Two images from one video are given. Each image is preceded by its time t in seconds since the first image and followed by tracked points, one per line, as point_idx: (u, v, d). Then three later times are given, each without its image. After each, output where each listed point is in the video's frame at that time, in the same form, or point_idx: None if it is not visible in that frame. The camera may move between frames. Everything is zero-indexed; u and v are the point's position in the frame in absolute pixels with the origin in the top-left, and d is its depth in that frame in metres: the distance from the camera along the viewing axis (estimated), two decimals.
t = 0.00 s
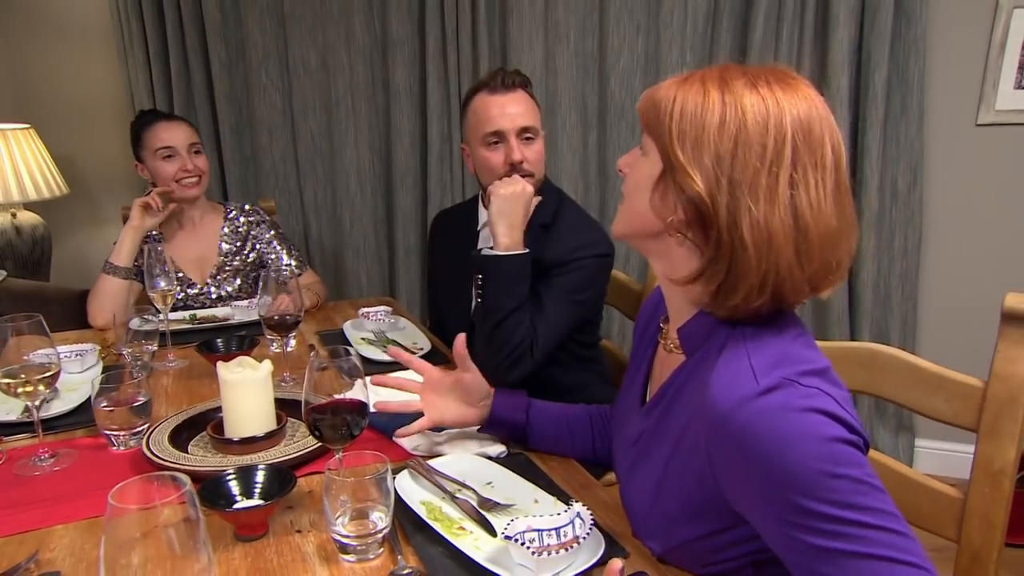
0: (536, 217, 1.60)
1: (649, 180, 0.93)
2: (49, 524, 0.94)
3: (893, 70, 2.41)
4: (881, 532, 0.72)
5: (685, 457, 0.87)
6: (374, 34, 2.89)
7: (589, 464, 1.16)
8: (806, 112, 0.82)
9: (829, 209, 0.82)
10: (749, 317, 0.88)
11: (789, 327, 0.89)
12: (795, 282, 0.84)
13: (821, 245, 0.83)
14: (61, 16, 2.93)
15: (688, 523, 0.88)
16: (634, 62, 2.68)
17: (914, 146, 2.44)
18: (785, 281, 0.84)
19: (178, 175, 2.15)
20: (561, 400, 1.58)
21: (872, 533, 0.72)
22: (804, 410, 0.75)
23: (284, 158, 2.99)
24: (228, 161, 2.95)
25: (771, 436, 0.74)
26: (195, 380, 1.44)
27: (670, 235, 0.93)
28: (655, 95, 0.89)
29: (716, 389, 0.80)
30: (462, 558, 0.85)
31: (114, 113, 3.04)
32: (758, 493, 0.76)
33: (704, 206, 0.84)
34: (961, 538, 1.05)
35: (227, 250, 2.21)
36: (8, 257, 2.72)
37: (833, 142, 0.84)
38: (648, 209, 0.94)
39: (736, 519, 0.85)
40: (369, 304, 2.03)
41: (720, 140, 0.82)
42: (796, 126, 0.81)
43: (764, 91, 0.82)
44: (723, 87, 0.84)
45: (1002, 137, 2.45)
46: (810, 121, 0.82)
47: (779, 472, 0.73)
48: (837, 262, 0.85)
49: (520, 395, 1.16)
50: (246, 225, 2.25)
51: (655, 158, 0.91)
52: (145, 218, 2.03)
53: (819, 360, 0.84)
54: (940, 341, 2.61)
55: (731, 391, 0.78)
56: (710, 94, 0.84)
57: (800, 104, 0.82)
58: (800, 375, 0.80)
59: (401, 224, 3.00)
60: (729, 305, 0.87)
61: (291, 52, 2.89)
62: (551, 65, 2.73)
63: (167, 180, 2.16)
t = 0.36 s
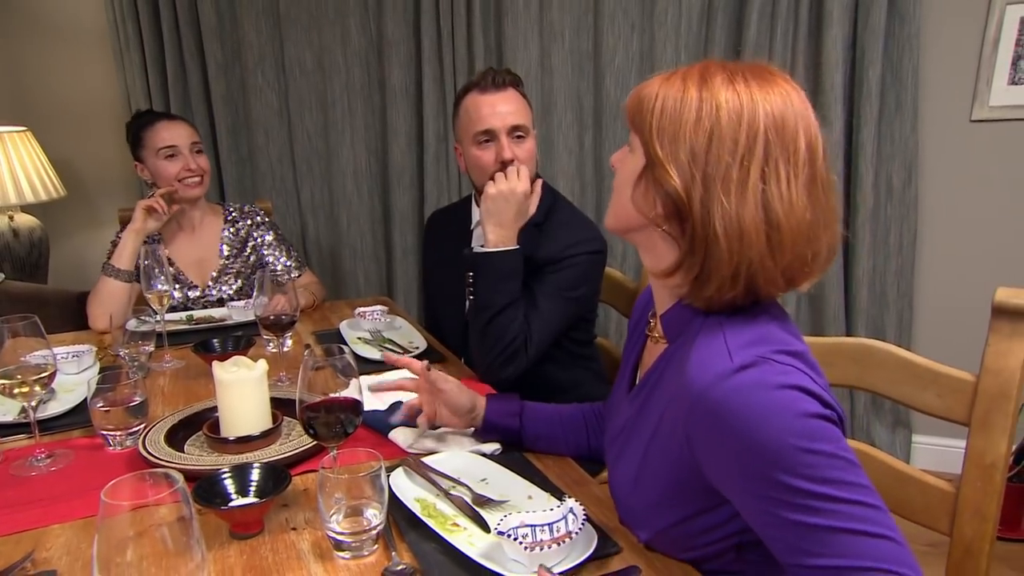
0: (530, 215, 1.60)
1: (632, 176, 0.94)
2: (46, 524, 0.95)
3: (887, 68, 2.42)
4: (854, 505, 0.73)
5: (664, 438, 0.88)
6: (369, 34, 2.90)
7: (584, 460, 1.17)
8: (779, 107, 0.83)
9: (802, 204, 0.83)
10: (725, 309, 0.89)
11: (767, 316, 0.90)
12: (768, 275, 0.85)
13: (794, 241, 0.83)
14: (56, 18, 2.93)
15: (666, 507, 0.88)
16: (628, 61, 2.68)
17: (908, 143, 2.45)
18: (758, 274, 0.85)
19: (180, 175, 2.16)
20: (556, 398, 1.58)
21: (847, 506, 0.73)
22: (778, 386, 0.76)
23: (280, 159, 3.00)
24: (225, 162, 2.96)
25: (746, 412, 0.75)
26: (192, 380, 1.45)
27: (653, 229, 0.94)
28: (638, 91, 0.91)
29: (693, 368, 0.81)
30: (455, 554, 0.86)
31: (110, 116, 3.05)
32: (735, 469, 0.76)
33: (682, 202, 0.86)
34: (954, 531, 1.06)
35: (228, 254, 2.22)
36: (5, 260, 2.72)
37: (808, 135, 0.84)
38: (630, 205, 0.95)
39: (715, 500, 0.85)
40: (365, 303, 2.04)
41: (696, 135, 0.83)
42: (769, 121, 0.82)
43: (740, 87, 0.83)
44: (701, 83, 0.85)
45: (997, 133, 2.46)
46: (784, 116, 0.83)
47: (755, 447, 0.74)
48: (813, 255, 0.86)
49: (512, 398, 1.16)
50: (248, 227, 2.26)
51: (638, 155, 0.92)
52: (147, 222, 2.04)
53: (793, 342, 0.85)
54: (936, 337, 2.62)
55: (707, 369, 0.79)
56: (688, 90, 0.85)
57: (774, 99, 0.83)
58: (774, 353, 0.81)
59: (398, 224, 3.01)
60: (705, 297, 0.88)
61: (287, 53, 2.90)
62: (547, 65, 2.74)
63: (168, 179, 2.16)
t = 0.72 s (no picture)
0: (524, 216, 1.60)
1: (614, 184, 0.95)
2: (39, 529, 0.94)
3: (879, 67, 2.43)
4: (845, 513, 0.73)
5: (656, 445, 0.87)
6: (363, 35, 2.90)
7: (579, 460, 1.17)
8: (751, 106, 0.83)
9: (780, 199, 0.83)
10: (711, 308, 0.89)
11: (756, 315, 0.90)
12: (750, 271, 0.84)
13: (773, 237, 0.83)
14: (48, 21, 2.92)
15: (661, 512, 0.88)
16: (622, 62, 2.69)
17: (901, 142, 2.46)
18: (740, 270, 0.84)
19: (176, 181, 2.15)
20: (551, 399, 1.59)
21: (838, 514, 0.73)
22: (768, 396, 0.75)
23: (274, 161, 2.99)
24: (219, 165, 2.95)
25: (737, 421, 0.74)
26: (187, 384, 1.45)
27: (640, 236, 0.95)
28: (614, 99, 0.92)
29: (683, 377, 0.80)
30: (451, 556, 0.86)
31: (103, 119, 3.04)
32: (727, 478, 0.76)
33: (662, 206, 0.86)
34: (948, 528, 1.06)
35: (223, 259, 2.21)
36: None
37: (783, 131, 0.84)
38: (615, 213, 0.96)
39: (707, 507, 0.85)
40: (360, 306, 2.03)
41: (671, 139, 0.84)
42: (741, 120, 0.83)
43: (711, 88, 0.84)
44: (674, 87, 0.86)
45: (989, 131, 2.47)
46: (756, 114, 0.83)
47: (746, 457, 0.74)
48: (794, 249, 0.86)
49: (508, 399, 1.16)
50: (242, 232, 2.25)
51: (619, 162, 0.93)
52: (144, 228, 2.04)
53: (785, 348, 0.84)
54: (930, 335, 2.63)
55: (698, 378, 0.78)
56: (661, 95, 0.86)
57: (747, 99, 0.84)
58: (765, 362, 0.80)
59: (393, 226, 3.01)
60: (690, 298, 0.88)
61: (280, 55, 2.90)
62: (541, 65, 2.75)
63: (164, 187, 2.15)
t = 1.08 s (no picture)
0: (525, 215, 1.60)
1: (615, 186, 0.95)
2: (40, 530, 0.94)
3: (879, 67, 2.43)
4: (848, 518, 0.72)
5: (657, 453, 0.87)
6: (362, 34, 2.89)
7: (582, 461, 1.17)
8: (757, 114, 0.83)
9: (781, 212, 0.83)
10: (709, 317, 0.88)
11: (756, 321, 0.89)
12: (748, 283, 0.84)
13: (772, 250, 0.83)
14: (45, 19, 2.91)
15: (663, 518, 0.87)
16: (621, 61, 2.69)
17: (900, 141, 2.46)
18: (738, 281, 0.84)
19: (178, 181, 2.15)
20: (552, 399, 1.58)
21: (842, 519, 0.72)
22: (767, 404, 0.75)
23: (273, 160, 2.99)
24: (217, 164, 2.94)
25: (735, 430, 0.74)
26: (187, 383, 1.44)
27: (639, 238, 0.95)
28: (620, 99, 0.91)
29: (682, 387, 0.80)
30: (455, 556, 0.85)
31: (101, 118, 3.03)
32: (728, 486, 0.76)
33: (662, 212, 0.86)
34: (950, 527, 1.06)
35: (223, 259, 2.20)
36: None
37: (787, 141, 0.84)
38: (615, 214, 0.96)
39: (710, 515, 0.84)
40: (360, 305, 2.03)
41: (675, 144, 0.84)
42: (746, 129, 0.82)
43: (718, 95, 0.84)
44: (680, 92, 0.85)
45: (987, 131, 2.47)
46: (761, 123, 0.83)
47: (746, 466, 0.73)
48: (794, 262, 0.86)
49: (510, 401, 1.16)
50: (242, 231, 2.24)
51: (621, 164, 0.93)
52: (145, 230, 2.04)
53: (785, 354, 0.84)
54: (929, 334, 2.64)
55: (696, 387, 0.78)
56: (667, 99, 0.85)
57: (753, 107, 0.83)
58: (764, 370, 0.79)
59: (392, 225, 3.00)
60: (686, 306, 0.88)
61: (279, 53, 2.89)
62: (540, 65, 2.74)
63: (166, 187, 2.15)
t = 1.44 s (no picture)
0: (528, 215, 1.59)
1: (620, 189, 0.95)
2: (44, 531, 0.93)
3: (878, 67, 2.44)
4: (858, 524, 0.71)
5: (662, 459, 0.87)
6: (360, 33, 2.89)
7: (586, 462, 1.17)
8: (761, 117, 0.82)
9: (779, 217, 0.82)
10: (707, 322, 0.88)
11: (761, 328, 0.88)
12: (741, 289, 0.84)
13: (768, 255, 0.82)
14: (43, 16, 2.89)
15: (670, 525, 0.87)
16: (621, 61, 2.69)
17: (899, 141, 2.47)
18: (730, 286, 0.84)
19: (178, 180, 2.14)
20: (554, 399, 1.58)
21: (850, 524, 0.72)
22: (772, 410, 0.74)
23: (271, 159, 2.98)
24: (215, 162, 2.93)
25: (740, 436, 0.73)
26: (189, 383, 1.44)
27: (642, 243, 0.95)
28: (627, 102, 0.91)
29: (685, 394, 0.79)
30: (464, 557, 0.85)
31: (97, 116, 3.01)
32: (734, 494, 0.76)
33: (662, 215, 0.86)
34: (954, 527, 1.06)
35: (222, 259, 2.20)
36: None
37: (791, 146, 0.83)
38: (618, 218, 0.96)
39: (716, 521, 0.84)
40: (360, 305, 2.03)
41: (677, 145, 0.84)
42: (748, 131, 0.82)
43: (722, 97, 0.83)
44: (686, 93, 0.85)
45: (986, 132, 2.48)
46: (765, 126, 0.82)
47: (752, 473, 0.73)
48: (792, 269, 0.84)
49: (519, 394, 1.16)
50: (242, 230, 2.23)
51: (627, 167, 0.93)
52: (144, 228, 2.03)
53: (791, 357, 0.83)
54: (926, 333, 2.65)
55: (699, 395, 0.78)
56: (672, 100, 0.85)
57: (757, 109, 0.82)
58: (769, 375, 0.79)
59: (390, 225, 3.00)
60: (683, 310, 0.88)
61: (277, 52, 2.88)
62: (539, 64, 2.74)
63: (165, 185, 2.14)
